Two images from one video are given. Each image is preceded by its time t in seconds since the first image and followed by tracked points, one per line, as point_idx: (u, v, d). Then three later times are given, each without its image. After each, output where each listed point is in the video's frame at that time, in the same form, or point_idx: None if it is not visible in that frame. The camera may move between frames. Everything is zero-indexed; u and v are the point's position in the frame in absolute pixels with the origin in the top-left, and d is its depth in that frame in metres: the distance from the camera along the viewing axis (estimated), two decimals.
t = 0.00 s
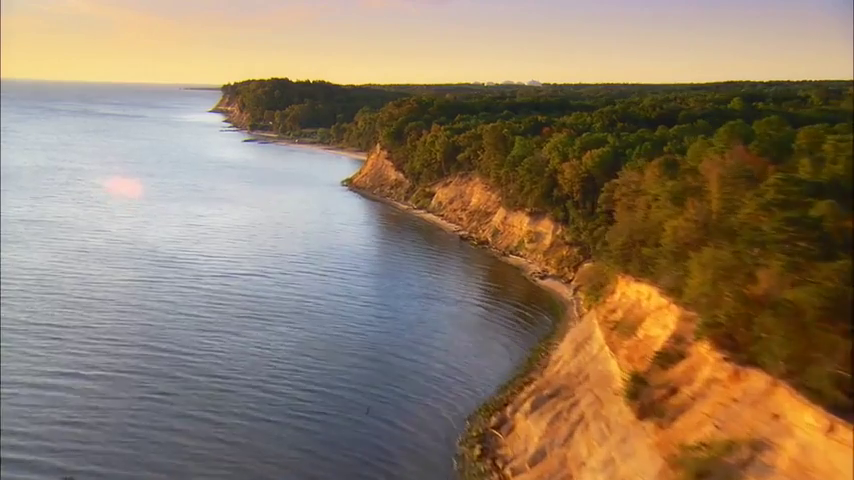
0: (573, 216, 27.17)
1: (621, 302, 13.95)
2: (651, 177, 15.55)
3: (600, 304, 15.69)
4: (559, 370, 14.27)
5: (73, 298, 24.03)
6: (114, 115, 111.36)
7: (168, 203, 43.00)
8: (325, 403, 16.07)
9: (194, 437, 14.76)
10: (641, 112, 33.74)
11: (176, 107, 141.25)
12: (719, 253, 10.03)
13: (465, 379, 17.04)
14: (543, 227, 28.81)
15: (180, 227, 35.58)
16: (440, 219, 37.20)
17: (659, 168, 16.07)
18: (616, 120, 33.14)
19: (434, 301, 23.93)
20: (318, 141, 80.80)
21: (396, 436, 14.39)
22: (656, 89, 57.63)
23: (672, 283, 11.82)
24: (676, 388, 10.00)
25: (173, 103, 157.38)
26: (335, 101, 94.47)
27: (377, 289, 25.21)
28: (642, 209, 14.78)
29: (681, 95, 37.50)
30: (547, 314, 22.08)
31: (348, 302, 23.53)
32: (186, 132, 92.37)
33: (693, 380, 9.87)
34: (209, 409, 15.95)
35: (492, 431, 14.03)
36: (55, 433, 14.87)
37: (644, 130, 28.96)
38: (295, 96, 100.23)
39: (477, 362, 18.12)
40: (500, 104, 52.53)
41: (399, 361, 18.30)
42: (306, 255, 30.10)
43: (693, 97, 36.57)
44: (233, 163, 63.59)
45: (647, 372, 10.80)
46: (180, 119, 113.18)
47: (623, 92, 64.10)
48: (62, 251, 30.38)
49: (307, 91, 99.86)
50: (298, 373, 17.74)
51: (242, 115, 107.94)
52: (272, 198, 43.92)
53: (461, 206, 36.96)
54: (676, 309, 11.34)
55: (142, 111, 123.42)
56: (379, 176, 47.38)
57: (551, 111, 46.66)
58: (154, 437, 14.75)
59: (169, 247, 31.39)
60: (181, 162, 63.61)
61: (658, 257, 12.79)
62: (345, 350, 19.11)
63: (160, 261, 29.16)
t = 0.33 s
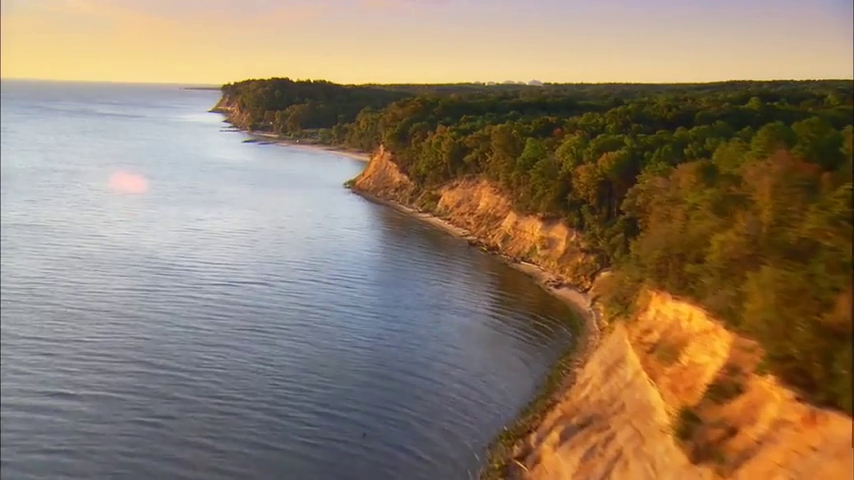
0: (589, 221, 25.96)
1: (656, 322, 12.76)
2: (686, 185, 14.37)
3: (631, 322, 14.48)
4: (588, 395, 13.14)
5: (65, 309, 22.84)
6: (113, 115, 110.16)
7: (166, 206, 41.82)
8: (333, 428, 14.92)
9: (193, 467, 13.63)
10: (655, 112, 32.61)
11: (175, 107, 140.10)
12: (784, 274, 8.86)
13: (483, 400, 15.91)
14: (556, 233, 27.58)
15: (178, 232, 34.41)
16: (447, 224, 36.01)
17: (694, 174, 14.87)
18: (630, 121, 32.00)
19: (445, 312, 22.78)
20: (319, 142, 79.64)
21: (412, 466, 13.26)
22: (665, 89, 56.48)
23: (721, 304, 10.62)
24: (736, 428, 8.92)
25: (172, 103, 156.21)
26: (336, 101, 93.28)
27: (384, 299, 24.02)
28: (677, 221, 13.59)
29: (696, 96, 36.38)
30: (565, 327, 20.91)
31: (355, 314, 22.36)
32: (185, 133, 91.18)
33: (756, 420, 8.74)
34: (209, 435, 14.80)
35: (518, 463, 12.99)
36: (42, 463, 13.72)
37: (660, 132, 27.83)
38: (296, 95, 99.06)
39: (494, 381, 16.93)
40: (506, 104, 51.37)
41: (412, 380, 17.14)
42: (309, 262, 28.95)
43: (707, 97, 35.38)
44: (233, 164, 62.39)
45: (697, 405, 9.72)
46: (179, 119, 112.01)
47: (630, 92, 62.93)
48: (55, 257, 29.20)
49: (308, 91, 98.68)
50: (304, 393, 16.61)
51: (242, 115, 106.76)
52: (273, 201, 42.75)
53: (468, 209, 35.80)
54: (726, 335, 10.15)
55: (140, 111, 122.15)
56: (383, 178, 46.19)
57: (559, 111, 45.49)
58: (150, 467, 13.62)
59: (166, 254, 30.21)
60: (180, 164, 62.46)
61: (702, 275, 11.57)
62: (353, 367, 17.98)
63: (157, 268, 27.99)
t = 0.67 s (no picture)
0: (605, 227, 24.81)
1: (698, 345, 11.58)
2: (726, 193, 13.17)
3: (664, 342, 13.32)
4: (622, 425, 11.99)
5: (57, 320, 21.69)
6: (112, 115, 108.96)
7: (164, 209, 40.63)
8: (342, 456, 13.79)
9: None
10: (671, 111, 31.41)
11: (174, 107, 139.15)
12: None
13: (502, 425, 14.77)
14: (570, 240, 26.40)
15: (176, 237, 33.26)
16: (454, 228, 34.85)
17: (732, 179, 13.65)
18: (645, 122, 30.79)
19: (456, 324, 21.62)
20: (319, 142, 78.46)
21: None
22: (674, 88, 55.28)
23: (779, 331, 9.42)
24: None
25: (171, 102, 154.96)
26: (337, 101, 92.09)
27: (391, 310, 22.86)
28: (718, 231, 12.38)
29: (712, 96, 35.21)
30: (584, 340, 19.75)
31: (362, 327, 21.20)
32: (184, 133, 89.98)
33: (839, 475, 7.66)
34: (208, 464, 13.69)
35: None
36: None
37: (678, 134, 26.66)
38: (296, 95, 97.82)
39: (513, 403, 15.80)
40: (512, 104, 50.19)
41: (426, 401, 16.00)
42: (312, 269, 27.78)
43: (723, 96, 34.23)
44: (232, 165, 61.21)
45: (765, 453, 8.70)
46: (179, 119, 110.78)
47: (637, 91, 61.77)
48: (48, 263, 28.06)
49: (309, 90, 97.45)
50: (310, 416, 15.48)
51: (242, 115, 105.59)
52: (274, 203, 41.59)
53: (476, 214, 34.63)
54: (789, 368, 9.00)
55: (139, 111, 120.90)
56: (386, 180, 45.02)
57: (567, 111, 44.30)
58: None
59: (164, 260, 29.05)
60: (179, 165, 61.27)
61: (752, 296, 10.37)
62: (362, 387, 16.86)
63: (154, 276, 26.86)
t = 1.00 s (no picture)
0: (623, 234, 23.65)
1: (747, 374, 10.43)
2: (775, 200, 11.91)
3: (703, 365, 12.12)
4: (663, 462, 10.86)
5: (46, 333, 20.51)
6: (110, 115, 107.76)
7: (161, 213, 39.44)
8: None
9: None
10: (687, 111, 30.25)
11: (173, 106, 137.87)
12: None
13: (524, 453, 13.63)
14: (585, 246, 25.24)
15: (172, 242, 32.09)
16: (460, 232, 33.69)
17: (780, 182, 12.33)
18: (660, 123, 29.63)
19: (468, 337, 20.43)
20: (320, 142, 77.30)
21: None
22: (682, 87, 54.11)
23: (852, 365, 8.20)
24: None
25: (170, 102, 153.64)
26: (338, 100, 90.93)
27: (398, 321, 21.68)
28: (766, 245, 11.20)
29: (727, 95, 34.03)
30: (605, 355, 18.58)
31: (369, 341, 20.03)
32: (183, 133, 88.74)
33: None
34: None
35: None
36: None
37: (697, 136, 25.51)
38: (296, 95, 96.64)
39: (534, 427, 14.64)
40: (518, 104, 49.03)
41: (441, 425, 14.82)
42: (315, 276, 26.61)
43: (739, 95, 33.05)
44: (232, 166, 60.02)
45: None
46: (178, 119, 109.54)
47: (643, 90, 60.66)
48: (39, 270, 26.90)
49: (309, 90, 96.25)
50: (316, 442, 14.33)
51: (242, 115, 104.39)
52: (274, 206, 40.39)
53: (483, 217, 33.49)
54: None
55: (137, 111, 119.62)
56: (390, 182, 43.88)
57: (576, 112, 43.14)
58: None
59: (160, 267, 27.87)
60: (178, 166, 60.07)
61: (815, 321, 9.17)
62: (371, 410, 15.71)
63: (149, 284, 25.69)
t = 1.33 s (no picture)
0: (643, 240, 22.44)
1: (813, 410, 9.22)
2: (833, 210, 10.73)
3: (753, 395, 10.90)
4: None
5: (34, 347, 19.29)
6: (109, 114, 106.47)
7: (158, 216, 38.21)
8: None
9: None
10: (705, 111, 29.05)
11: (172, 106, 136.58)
12: None
13: None
14: (602, 253, 24.03)
15: (170, 247, 30.87)
16: (468, 237, 32.50)
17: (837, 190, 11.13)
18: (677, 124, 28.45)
19: (482, 352, 19.22)
20: (322, 143, 76.11)
21: None
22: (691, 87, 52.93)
23: None
24: None
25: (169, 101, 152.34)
26: (339, 100, 89.77)
27: (408, 335, 20.48)
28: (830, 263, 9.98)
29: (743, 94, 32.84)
30: (630, 372, 17.38)
31: (379, 356, 18.82)
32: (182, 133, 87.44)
33: None
34: None
35: None
36: None
37: (719, 137, 24.30)
38: (297, 94, 95.43)
39: (559, 457, 13.44)
40: (525, 104, 47.85)
41: (461, 454, 13.62)
42: (318, 284, 25.40)
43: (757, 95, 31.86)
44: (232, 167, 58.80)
45: None
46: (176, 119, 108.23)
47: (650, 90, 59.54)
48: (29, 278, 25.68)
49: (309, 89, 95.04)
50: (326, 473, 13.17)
51: (241, 115, 103.18)
52: (275, 209, 39.18)
53: (492, 222, 32.29)
54: None
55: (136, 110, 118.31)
56: (394, 184, 42.70)
57: (585, 112, 41.97)
58: None
59: (157, 275, 26.66)
60: (176, 167, 58.81)
61: None
62: (383, 436, 14.52)
63: (145, 293, 24.48)
